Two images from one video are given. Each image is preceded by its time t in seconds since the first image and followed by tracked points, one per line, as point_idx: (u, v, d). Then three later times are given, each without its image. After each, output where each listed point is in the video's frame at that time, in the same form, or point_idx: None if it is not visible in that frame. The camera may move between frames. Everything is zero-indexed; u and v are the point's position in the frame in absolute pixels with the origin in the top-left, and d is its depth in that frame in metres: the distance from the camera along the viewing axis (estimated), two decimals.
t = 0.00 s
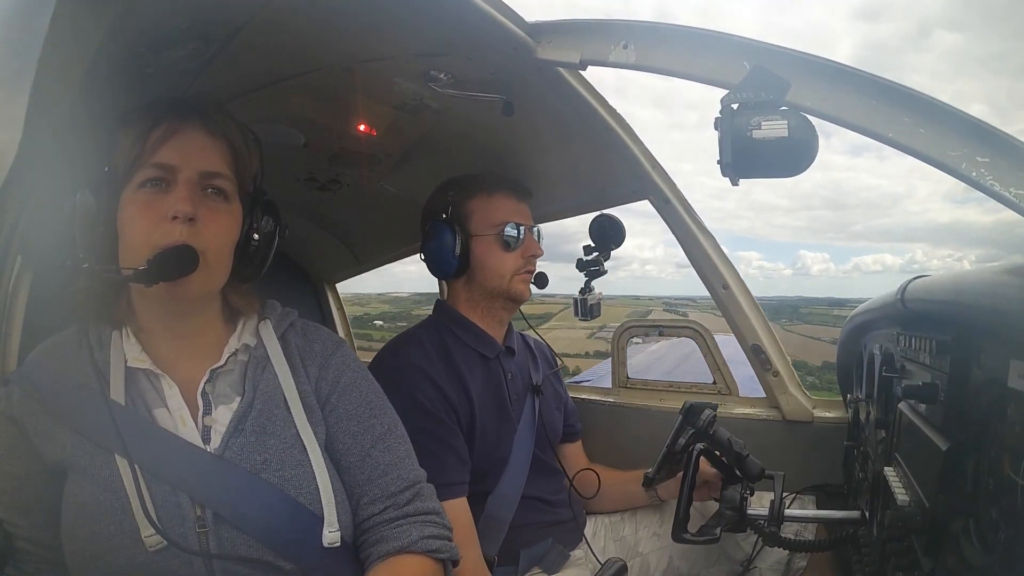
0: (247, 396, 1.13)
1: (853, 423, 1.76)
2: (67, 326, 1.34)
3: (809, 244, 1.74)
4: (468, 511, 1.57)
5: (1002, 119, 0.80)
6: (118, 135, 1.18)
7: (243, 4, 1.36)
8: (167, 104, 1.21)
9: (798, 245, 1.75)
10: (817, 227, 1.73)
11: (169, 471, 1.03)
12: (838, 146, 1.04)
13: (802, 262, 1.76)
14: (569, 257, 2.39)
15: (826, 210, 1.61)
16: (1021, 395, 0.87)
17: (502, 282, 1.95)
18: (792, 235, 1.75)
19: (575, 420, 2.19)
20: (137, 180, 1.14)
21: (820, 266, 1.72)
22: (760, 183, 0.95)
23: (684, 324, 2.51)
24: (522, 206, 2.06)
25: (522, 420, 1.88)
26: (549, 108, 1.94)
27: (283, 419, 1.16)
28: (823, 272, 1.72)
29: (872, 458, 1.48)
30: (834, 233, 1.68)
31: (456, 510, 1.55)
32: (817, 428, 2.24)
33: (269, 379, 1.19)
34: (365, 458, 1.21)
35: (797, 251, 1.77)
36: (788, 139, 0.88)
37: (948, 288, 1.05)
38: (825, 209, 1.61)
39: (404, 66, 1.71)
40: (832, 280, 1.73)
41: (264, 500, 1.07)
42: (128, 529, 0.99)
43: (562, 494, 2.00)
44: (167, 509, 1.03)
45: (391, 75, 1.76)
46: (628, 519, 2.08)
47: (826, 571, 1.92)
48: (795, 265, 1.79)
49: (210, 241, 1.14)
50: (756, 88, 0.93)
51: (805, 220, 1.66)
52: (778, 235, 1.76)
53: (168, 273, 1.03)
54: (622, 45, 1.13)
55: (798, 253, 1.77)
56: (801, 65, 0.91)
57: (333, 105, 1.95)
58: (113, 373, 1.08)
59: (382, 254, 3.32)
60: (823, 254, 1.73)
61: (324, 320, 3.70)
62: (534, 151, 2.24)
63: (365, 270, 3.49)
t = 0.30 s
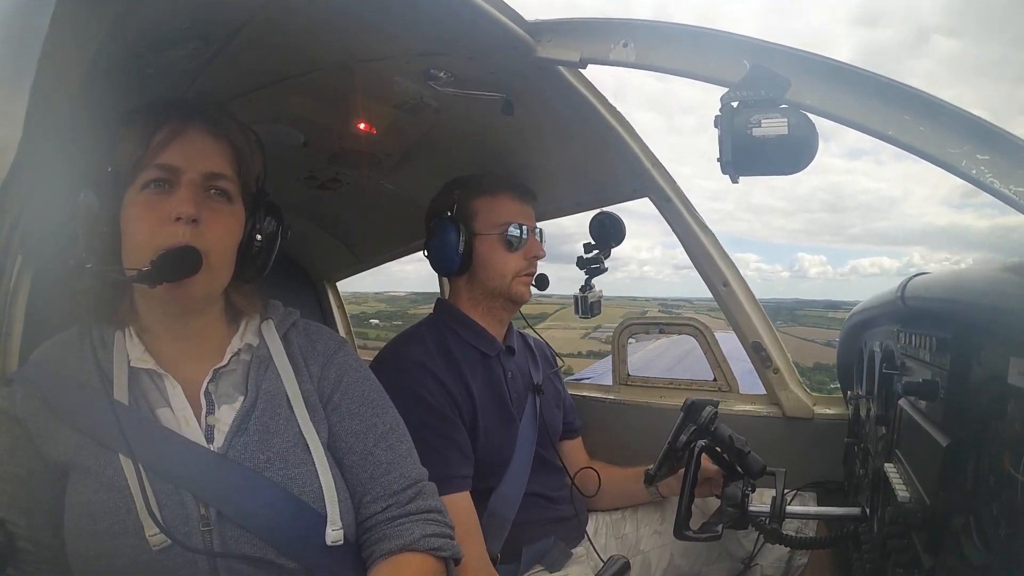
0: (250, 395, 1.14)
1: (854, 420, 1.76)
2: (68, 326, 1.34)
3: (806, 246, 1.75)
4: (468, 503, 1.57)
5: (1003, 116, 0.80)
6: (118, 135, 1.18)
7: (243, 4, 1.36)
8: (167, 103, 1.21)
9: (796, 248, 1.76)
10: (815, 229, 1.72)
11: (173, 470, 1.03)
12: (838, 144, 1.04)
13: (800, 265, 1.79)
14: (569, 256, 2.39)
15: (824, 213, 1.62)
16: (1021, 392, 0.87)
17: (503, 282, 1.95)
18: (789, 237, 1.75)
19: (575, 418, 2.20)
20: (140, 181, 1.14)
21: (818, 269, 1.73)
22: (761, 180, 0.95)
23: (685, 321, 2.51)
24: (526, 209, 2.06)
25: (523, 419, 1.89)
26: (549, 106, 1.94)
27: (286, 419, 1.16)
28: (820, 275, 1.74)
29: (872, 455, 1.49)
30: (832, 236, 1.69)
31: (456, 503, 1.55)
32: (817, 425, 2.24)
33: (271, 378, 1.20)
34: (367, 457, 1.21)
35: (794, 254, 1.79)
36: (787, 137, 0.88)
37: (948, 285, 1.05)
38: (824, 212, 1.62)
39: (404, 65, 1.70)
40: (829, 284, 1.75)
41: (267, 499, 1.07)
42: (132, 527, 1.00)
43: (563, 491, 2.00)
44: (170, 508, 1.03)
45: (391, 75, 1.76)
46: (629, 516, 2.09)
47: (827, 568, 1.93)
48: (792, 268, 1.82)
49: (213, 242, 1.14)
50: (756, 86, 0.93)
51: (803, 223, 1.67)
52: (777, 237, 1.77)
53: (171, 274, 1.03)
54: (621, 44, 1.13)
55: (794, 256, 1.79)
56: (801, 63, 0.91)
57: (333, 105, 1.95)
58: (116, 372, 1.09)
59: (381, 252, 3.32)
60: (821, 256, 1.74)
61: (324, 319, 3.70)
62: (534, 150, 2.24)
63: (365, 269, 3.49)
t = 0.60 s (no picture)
0: (250, 396, 1.14)
1: (854, 422, 1.76)
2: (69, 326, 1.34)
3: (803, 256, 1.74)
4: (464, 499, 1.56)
5: (1003, 117, 0.80)
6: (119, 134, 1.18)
7: (244, 5, 1.36)
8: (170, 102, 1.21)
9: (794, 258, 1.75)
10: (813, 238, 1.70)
11: (173, 470, 1.03)
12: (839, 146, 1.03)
13: (800, 275, 1.74)
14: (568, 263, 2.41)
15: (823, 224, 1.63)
16: (1021, 394, 0.87)
17: (507, 278, 1.95)
18: (788, 247, 1.75)
19: (574, 419, 2.20)
20: (145, 180, 1.14)
21: (817, 280, 1.69)
22: (762, 181, 0.95)
23: (686, 322, 2.51)
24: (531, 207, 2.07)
25: (523, 420, 1.88)
26: (548, 108, 1.94)
27: (286, 419, 1.16)
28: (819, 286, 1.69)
29: (872, 457, 1.49)
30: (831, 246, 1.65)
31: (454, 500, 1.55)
32: (817, 427, 2.23)
33: (271, 378, 1.19)
34: (367, 458, 1.21)
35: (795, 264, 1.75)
36: (788, 138, 0.87)
37: (949, 287, 1.05)
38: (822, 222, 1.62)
39: (404, 65, 1.71)
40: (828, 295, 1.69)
41: (268, 498, 1.07)
42: (132, 527, 0.99)
43: (564, 492, 2.00)
44: (171, 507, 1.02)
45: (392, 76, 1.76)
46: (628, 517, 2.09)
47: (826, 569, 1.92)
48: (791, 278, 1.79)
49: (217, 243, 1.14)
50: (756, 87, 0.93)
51: (802, 232, 1.68)
52: (777, 248, 1.77)
53: (173, 273, 1.03)
54: (621, 45, 1.13)
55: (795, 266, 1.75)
56: (802, 65, 0.91)
57: (334, 105, 1.95)
58: (116, 371, 1.09)
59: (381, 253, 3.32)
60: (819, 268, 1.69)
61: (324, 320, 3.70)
62: (534, 151, 2.24)
63: (365, 270, 3.49)
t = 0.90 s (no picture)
0: (250, 395, 1.14)
1: (854, 421, 1.76)
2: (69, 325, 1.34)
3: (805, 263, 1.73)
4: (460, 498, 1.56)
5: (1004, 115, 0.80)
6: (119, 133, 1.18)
7: (245, 5, 1.36)
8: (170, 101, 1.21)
9: (795, 265, 1.75)
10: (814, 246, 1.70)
11: (172, 469, 1.03)
12: (839, 146, 1.03)
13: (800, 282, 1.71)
14: (569, 270, 2.43)
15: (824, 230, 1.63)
16: (1021, 394, 0.86)
17: (491, 269, 1.95)
18: (789, 254, 1.75)
19: (572, 414, 2.20)
20: (147, 179, 1.14)
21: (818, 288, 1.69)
22: (762, 180, 0.95)
23: (685, 322, 2.51)
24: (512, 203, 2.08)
25: (522, 417, 1.88)
26: (548, 106, 1.94)
27: (286, 418, 1.16)
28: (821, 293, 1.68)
29: (872, 455, 1.49)
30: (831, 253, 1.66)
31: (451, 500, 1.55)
32: (817, 426, 2.23)
33: (271, 377, 1.19)
34: (367, 456, 1.21)
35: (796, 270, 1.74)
36: (788, 137, 0.87)
37: (950, 285, 1.05)
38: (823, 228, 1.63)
39: (404, 65, 1.70)
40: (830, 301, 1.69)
41: (267, 497, 1.07)
42: (132, 526, 0.99)
43: (563, 491, 2.00)
44: (171, 506, 1.03)
45: (392, 75, 1.76)
46: (628, 516, 2.08)
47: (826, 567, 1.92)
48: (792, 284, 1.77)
49: (218, 242, 1.14)
50: (756, 86, 0.93)
51: (803, 240, 1.67)
52: (779, 256, 1.77)
53: (174, 272, 1.03)
54: (621, 43, 1.13)
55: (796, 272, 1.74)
56: (804, 63, 0.91)
57: (333, 105, 1.95)
58: (115, 371, 1.08)
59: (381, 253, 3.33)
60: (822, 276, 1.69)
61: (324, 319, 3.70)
62: (534, 150, 2.24)
63: (365, 270, 3.50)
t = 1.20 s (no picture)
0: (251, 398, 1.13)
1: (853, 424, 1.76)
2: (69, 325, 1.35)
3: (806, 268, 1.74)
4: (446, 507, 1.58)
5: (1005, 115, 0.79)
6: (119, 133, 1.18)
7: (244, 6, 1.36)
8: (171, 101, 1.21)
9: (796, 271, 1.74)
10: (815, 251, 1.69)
11: (172, 471, 1.03)
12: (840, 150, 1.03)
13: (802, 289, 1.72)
14: (565, 276, 2.44)
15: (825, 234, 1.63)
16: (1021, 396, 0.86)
17: (487, 271, 1.95)
18: (788, 258, 1.75)
19: (572, 415, 2.20)
20: (151, 180, 1.14)
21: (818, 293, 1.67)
22: (764, 183, 0.95)
23: (685, 325, 2.51)
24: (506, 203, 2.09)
25: (521, 420, 1.87)
26: (548, 108, 1.94)
27: (289, 421, 1.16)
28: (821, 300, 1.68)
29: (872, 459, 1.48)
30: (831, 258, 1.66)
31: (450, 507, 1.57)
32: (817, 429, 2.23)
33: (273, 379, 1.19)
34: (368, 460, 1.21)
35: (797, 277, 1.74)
36: (788, 139, 0.87)
37: (950, 288, 1.05)
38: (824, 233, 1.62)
39: (404, 65, 1.70)
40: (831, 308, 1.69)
41: (268, 501, 1.07)
42: (130, 527, 0.99)
43: (562, 495, 1.99)
44: (171, 508, 1.02)
45: (392, 75, 1.77)
46: (628, 520, 2.10)
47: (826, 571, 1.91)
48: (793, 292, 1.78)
49: (221, 245, 1.14)
50: (756, 88, 0.93)
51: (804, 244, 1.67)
52: (780, 262, 1.77)
53: (176, 274, 1.03)
54: (621, 45, 1.14)
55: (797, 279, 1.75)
56: (805, 66, 0.91)
57: (334, 106, 1.95)
58: (117, 373, 1.08)
59: (382, 255, 3.33)
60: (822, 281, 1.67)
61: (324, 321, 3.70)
62: (534, 152, 2.25)
63: (365, 271, 3.50)
